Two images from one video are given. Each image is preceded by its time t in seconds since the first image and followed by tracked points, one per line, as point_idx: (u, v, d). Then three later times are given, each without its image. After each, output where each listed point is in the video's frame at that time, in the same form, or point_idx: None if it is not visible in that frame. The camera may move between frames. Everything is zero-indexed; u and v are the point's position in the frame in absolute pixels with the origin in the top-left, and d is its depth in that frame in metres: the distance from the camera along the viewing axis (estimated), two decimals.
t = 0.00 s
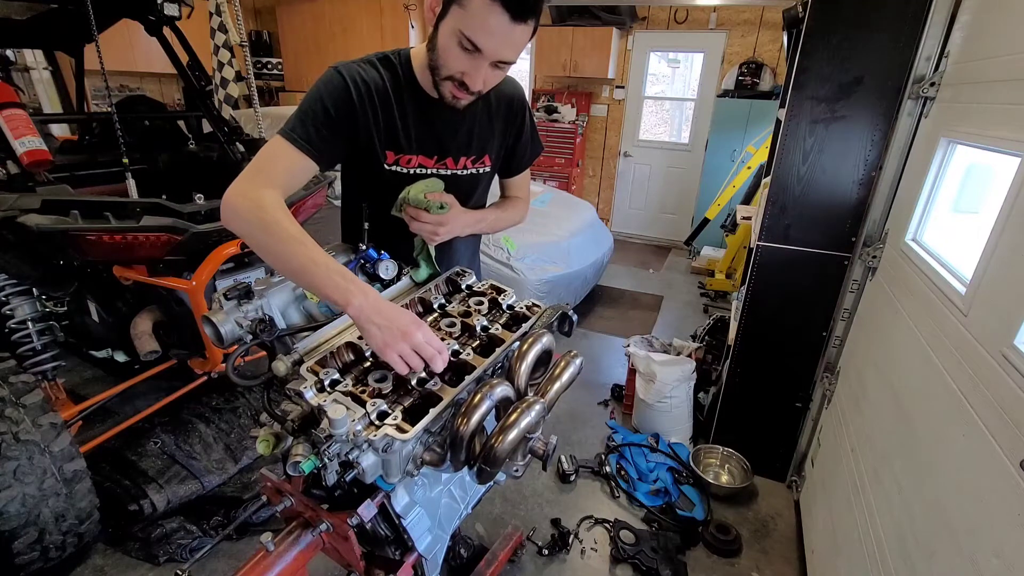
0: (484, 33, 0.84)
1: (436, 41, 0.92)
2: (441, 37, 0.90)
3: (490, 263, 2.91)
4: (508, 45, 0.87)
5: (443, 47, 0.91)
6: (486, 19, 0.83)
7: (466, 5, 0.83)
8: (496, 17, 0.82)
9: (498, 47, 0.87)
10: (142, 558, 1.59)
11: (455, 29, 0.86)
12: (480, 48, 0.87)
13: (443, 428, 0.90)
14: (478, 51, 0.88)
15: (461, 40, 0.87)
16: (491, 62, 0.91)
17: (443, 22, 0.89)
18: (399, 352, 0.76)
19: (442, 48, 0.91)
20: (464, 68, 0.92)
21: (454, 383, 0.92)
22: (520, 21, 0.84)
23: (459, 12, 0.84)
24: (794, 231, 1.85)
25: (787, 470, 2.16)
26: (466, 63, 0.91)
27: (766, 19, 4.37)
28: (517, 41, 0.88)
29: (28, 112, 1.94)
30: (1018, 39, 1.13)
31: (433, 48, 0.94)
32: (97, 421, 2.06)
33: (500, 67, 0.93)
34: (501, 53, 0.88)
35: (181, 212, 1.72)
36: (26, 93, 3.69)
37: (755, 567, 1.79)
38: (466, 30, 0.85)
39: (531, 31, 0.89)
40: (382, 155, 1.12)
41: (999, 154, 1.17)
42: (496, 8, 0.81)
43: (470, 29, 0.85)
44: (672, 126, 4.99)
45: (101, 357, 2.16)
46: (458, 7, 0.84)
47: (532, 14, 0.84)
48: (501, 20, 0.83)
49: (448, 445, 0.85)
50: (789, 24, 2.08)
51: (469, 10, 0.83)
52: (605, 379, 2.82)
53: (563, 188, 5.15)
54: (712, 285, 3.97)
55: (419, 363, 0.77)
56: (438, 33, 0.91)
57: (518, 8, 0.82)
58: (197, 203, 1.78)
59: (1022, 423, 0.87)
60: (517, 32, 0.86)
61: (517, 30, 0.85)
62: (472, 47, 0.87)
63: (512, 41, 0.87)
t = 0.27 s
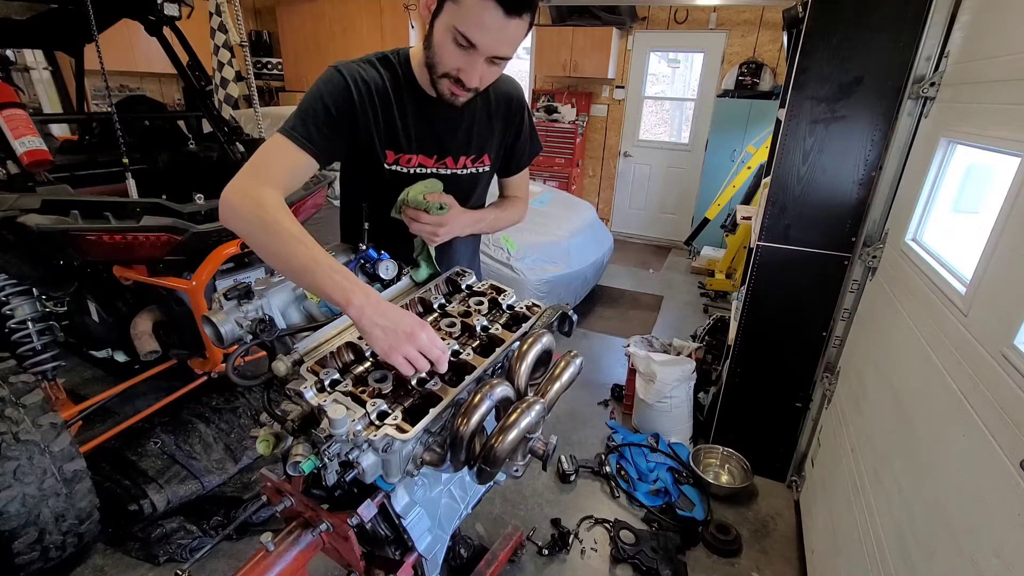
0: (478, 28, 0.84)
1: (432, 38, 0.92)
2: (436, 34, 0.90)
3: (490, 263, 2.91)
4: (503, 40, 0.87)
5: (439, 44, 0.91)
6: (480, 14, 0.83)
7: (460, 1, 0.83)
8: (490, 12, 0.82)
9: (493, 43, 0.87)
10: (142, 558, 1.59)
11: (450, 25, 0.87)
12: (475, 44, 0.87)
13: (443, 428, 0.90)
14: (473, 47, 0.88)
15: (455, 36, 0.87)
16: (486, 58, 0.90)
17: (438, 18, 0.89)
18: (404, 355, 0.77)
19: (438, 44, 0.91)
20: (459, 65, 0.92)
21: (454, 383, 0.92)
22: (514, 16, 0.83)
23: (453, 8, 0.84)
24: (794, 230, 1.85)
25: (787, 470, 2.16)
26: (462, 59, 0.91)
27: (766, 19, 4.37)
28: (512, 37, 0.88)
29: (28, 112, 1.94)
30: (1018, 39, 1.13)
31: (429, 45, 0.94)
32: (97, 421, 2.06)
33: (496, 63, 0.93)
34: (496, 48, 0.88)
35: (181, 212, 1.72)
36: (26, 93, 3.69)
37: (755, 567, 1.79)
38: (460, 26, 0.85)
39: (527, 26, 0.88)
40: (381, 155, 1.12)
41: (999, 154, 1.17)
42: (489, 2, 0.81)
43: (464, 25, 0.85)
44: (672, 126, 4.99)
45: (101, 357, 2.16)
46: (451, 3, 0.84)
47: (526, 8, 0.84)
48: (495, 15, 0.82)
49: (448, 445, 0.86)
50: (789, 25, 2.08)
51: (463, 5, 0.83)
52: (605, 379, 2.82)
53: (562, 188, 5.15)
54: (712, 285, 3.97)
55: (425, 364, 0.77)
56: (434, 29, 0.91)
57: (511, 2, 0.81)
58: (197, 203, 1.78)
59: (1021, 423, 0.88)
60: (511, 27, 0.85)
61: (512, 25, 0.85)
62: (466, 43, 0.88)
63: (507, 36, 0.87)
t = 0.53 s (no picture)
0: (451, 30, 0.83)
1: (410, 43, 0.92)
2: (412, 39, 0.90)
3: (490, 263, 2.91)
4: (478, 41, 0.85)
5: (416, 49, 0.91)
6: (452, 16, 0.82)
7: (431, 4, 0.82)
8: (461, 13, 0.81)
9: (467, 44, 0.86)
10: (142, 558, 1.59)
11: (424, 29, 0.86)
12: (449, 46, 0.86)
13: (443, 428, 0.90)
14: (448, 49, 0.87)
15: (430, 39, 0.87)
16: (463, 60, 0.89)
17: (414, 23, 0.89)
18: (404, 362, 0.77)
19: (415, 50, 0.91)
20: (436, 68, 0.91)
21: (454, 383, 0.92)
22: (486, 15, 0.82)
23: (426, 12, 0.84)
24: (794, 231, 1.85)
25: (787, 470, 2.16)
26: (438, 62, 0.90)
27: (766, 19, 4.37)
28: (488, 37, 0.86)
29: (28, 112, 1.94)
30: (1018, 39, 1.13)
31: (408, 50, 0.94)
32: (97, 421, 2.06)
33: (475, 65, 0.91)
34: (472, 49, 0.87)
35: (181, 212, 1.72)
36: (26, 93, 3.70)
37: (755, 567, 1.79)
38: (434, 30, 0.84)
39: (503, 25, 0.86)
40: (376, 159, 1.13)
41: (999, 153, 1.17)
42: (460, 3, 0.80)
43: (438, 28, 0.84)
44: (672, 126, 4.99)
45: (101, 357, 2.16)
46: (424, 7, 0.84)
47: (499, 6, 0.82)
48: (466, 16, 0.81)
49: (448, 445, 0.86)
50: (789, 25, 2.08)
51: (434, 8, 0.82)
52: (605, 379, 2.82)
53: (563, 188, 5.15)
54: (712, 285, 3.97)
55: (426, 371, 0.78)
56: (411, 35, 0.91)
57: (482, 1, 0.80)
58: (197, 203, 1.78)
59: (1021, 423, 0.87)
60: (484, 27, 0.84)
61: (485, 24, 0.83)
62: (441, 46, 0.86)
63: (482, 36, 0.85)
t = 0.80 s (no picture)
0: (391, 58, 0.79)
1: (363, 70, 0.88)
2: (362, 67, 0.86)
3: (490, 263, 2.91)
4: (420, 66, 0.80)
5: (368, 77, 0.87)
6: (386, 44, 0.77)
7: (368, 31, 0.78)
8: (394, 41, 0.76)
9: (409, 71, 0.80)
10: (142, 558, 1.59)
11: (368, 58, 0.82)
12: (392, 74, 0.81)
13: (443, 428, 0.90)
14: (392, 78, 0.82)
15: (374, 69, 0.83)
16: (411, 87, 0.84)
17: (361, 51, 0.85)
18: (405, 365, 0.79)
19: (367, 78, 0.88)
20: (387, 95, 0.87)
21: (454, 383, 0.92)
22: (422, 40, 0.76)
23: (365, 41, 0.80)
24: (794, 231, 1.85)
25: (787, 470, 2.16)
26: (388, 90, 0.86)
27: (766, 19, 4.37)
28: (431, 62, 0.80)
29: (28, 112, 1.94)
30: (1018, 39, 1.13)
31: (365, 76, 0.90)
32: (97, 421, 2.06)
33: (428, 89, 0.86)
34: (416, 75, 0.81)
35: (181, 213, 1.72)
36: (26, 93, 3.70)
37: (755, 567, 1.79)
38: (375, 59, 0.80)
39: (449, 46, 0.80)
40: (363, 167, 1.13)
41: (999, 153, 1.17)
42: (391, 31, 0.75)
43: (376, 56, 0.80)
44: (672, 126, 4.99)
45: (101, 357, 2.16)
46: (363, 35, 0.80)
47: (436, 28, 0.75)
48: (401, 43, 0.76)
49: (448, 445, 0.86)
50: (789, 24, 2.08)
51: (370, 36, 0.78)
52: (605, 379, 2.82)
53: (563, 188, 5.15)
54: (712, 285, 3.97)
55: (426, 374, 0.80)
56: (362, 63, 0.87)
57: (415, 26, 0.74)
58: (197, 203, 1.78)
59: (1021, 422, 0.88)
60: (422, 53, 0.78)
61: (424, 49, 0.78)
62: (385, 74, 0.82)
63: (422, 62, 0.79)
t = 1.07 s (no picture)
0: (356, 73, 0.80)
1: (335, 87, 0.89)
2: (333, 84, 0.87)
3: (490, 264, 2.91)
4: (387, 78, 0.81)
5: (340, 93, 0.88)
6: (350, 61, 0.78)
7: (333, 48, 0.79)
8: (356, 56, 0.77)
9: (377, 84, 0.81)
10: (142, 558, 1.59)
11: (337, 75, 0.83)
12: (361, 89, 0.82)
13: (444, 428, 0.90)
14: (361, 92, 0.83)
15: (344, 85, 0.84)
16: (383, 98, 0.85)
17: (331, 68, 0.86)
18: (407, 366, 0.78)
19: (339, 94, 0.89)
20: (361, 108, 0.88)
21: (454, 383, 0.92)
22: (382, 55, 0.77)
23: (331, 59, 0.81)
24: (794, 231, 1.85)
25: (787, 470, 2.16)
26: (360, 104, 0.87)
27: (766, 19, 4.37)
28: (395, 72, 0.80)
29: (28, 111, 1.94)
30: (1018, 39, 1.13)
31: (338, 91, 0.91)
32: (97, 421, 2.06)
33: (400, 99, 0.86)
34: (385, 86, 0.82)
35: (181, 213, 1.72)
36: (26, 93, 3.70)
37: (755, 567, 1.79)
38: (341, 76, 0.82)
39: (415, 54, 0.80)
40: (354, 169, 1.15)
41: (999, 153, 1.17)
42: (352, 47, 0.76)
43: (342, 72, 0.80)
44: (672, 126, 4.99)
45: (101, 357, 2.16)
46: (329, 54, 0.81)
47: (398, 41, 0.76)
48: (364, 58, 0.77)
49: (448, 445, 0.86)
50: (789, 24, 2.08)
51: (335, 54, 0.79)
52: (605, 379, 2.82)
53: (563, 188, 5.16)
54: (712, 285, 3.97)
55: (428, 376, 0.79)
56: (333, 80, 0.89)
57: (373, 41, 0.75)
58: (197, 203, 1.78)
59: (1021, 422, 0.88)
60: (387, 66, 0.79)
61: (387, 62, 0.78)
62: (354, 90, 0.83)
63: (388, 74, 0.80)
